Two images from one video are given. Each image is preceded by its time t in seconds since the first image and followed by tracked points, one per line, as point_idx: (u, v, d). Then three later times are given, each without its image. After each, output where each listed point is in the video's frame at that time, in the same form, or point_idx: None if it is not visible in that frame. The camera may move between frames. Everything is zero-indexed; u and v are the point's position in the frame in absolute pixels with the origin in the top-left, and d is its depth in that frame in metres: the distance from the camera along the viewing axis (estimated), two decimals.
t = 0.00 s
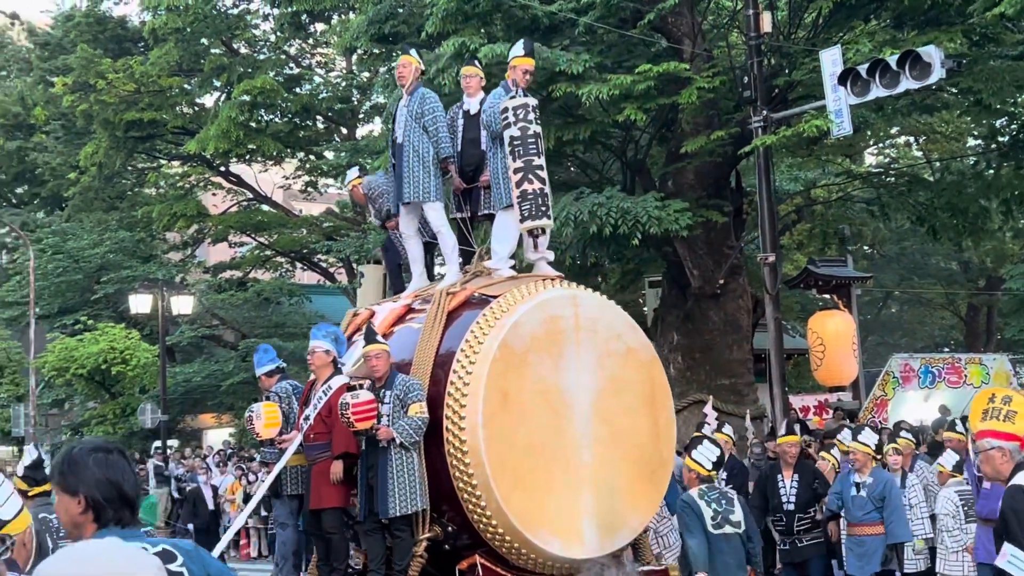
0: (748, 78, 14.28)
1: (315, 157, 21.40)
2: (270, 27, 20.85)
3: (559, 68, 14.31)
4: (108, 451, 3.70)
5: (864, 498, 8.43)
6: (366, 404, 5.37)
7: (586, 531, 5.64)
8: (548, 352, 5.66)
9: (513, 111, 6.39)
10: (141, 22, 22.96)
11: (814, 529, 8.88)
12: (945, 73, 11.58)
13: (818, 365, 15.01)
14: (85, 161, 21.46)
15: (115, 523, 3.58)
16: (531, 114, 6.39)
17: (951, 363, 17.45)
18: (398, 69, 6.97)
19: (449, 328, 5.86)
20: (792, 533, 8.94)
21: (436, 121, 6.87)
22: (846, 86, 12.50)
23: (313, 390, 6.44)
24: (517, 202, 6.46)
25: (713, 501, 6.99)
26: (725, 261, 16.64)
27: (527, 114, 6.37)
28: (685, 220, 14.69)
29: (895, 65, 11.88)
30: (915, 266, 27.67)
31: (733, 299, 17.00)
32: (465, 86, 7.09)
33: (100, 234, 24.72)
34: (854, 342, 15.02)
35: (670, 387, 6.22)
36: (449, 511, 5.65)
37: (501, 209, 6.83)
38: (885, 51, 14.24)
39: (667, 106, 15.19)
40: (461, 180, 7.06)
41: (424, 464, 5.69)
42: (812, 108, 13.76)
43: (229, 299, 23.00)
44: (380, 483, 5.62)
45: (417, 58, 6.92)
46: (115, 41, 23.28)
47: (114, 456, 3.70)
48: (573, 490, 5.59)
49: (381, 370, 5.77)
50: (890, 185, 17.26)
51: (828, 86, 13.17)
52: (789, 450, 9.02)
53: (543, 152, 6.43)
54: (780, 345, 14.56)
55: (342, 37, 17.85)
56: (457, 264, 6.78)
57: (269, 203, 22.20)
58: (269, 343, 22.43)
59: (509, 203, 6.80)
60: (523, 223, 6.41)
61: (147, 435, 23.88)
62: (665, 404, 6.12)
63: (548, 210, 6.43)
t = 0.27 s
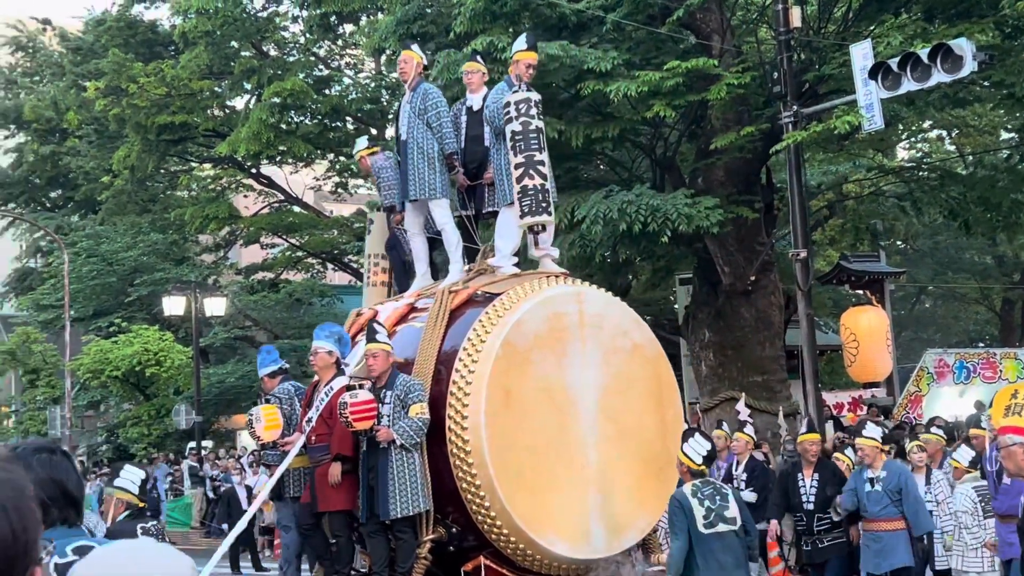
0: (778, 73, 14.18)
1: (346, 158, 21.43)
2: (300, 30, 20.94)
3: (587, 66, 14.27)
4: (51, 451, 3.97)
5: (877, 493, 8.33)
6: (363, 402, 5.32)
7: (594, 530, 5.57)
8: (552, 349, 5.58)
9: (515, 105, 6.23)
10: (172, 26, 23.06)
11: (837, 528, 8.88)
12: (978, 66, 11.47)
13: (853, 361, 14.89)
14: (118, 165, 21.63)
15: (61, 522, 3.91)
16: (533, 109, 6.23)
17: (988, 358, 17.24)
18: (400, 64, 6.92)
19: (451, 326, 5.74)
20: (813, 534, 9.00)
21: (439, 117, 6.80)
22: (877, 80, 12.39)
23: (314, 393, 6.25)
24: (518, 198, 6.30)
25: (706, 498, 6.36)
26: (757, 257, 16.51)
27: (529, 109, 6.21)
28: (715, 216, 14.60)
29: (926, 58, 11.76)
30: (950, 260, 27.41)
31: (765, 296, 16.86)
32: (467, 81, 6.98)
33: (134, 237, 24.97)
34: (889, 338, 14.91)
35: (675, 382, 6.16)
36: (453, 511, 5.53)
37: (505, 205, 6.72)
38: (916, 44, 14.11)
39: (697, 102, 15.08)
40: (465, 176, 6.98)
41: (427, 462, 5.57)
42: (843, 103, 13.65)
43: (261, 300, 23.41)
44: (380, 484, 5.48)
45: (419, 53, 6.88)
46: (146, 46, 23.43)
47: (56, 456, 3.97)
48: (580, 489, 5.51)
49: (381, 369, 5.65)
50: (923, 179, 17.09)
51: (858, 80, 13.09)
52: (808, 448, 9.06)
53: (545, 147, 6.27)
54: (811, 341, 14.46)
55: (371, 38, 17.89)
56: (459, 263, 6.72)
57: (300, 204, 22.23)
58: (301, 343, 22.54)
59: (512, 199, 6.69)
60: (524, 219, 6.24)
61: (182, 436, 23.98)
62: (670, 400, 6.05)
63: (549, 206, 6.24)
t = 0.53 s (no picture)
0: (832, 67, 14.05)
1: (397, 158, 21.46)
2: (351, 31, 20.99)
3: (637, 61, 14.23)
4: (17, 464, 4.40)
5: (921, 493, 8.26)
6: (387, 400, 5.42)
7: (623, 528, 5.80)
8: (578, 348, 5.82)
9: (538, 100, 6.36)
10: (224, 30, 23.17)
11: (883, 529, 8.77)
12: None
13: (910, 356, 14.70)
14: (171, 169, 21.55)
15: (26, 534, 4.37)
16: (555, 103, 6.35)
17: None
18: (423, 59, 7.00)
19: (476, 325, 5.94)
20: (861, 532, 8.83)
21: (463, 112, 6.86)
22: (933, 71, 12.20)
23: (337, 393, 6.32)
24: (543, 193, 6.40)
25: (728, 507, 6.21)
26: (812, 252, 16.33)
27: (551, 102, 6.34)
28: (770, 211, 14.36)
29: (983, 48, 11.58)
30: (1009, 253, 26.97)
31: (821, 292, 16.64)
32: (492, 76, 6.97)
33: (191, 239, 25.18)
34: (946, 332, 14.67)
35: (705, 380, 6.35)
36: (480, 514, 5.76)
37: (528, 200, 6.72)
38: (972, 33, 13.90)
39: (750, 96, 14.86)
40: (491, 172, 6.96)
41: (452, 463, 5.75)
42: (898, 95, 13.48)
43: (316, 301, 23.41)
44: (404, 485, 5.69)
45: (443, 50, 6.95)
46: (199, 49, 23.59)
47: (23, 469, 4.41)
48: (608, 487, 5.75)
49: (404, 368, 5.76)
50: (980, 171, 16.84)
51: (913, 72, 12.67)
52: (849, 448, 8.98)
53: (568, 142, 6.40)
54: (868, 336, 14.30)
55: (421, 38, 17.90)
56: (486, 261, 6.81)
57: (352, 205, 22.21)
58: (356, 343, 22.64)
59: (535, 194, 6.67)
60: (549, 214, 6.35)
61: (239, 436, 24.13)
62: (698, 398, 6.25)
63: (572, 201, 6.39)
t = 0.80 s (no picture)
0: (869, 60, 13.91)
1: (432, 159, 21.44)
2: (385, 32, 21.02)
3: (672, 58, 13.95)
4: None
5: (944, 492, 8.04)
6: (393, 406, 5.32)
7: (633, 533, 5.55)
8: (588, 346, 5.56)
9: (545, 96, 6.10)
10: (259, 34, 23.24)
11: (904, 526, 8.44)
12: None
13: (951, 351, 14.53)
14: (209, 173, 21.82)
15: None
16: (562, 99, 6.10)
17: None
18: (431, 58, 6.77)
19: (485, 324, 5.67)
20: (884, 530, 8.55)
21: (471, 110, 6.67)
22: (971, 64, 12.06)
23: (346, 396, 6.17)
24: (550, 191, 6.17)
25: (731, 503, 5.35)
26: (850, 247, 16.13)
27: (558, 98, 6.09)
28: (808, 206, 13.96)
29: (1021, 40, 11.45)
30: None
31: (858, 287, 16.46)
32: (502, 73, 6.93)
33: (228, 241, 25.20)
34: (988, 326, 14.49)
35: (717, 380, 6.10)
36: (490, 517, 5.48)
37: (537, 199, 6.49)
38: (1011, 24, 13.71)
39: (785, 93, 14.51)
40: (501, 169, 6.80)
41: (461, 465, 5.50)
42: (936, 87, 13.32)
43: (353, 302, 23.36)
44: (412, 489, 5.43)
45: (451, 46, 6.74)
46: (234, 54, 23.73)
47: None
48: (620, 490, 5.49)
49: (413, 370, 5.55)
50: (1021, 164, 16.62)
51: (951, 64, 12.66)
52: (873, 444, 8.80)
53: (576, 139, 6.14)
54: (909, 331, 14.14)
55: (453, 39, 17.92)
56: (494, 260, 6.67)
57: (388, 206, 22.16)
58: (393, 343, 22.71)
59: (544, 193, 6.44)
60: (555, 213, 6.11)
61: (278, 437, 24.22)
62: (711, 398, 6.00)
63: (580, 198, 6.11)
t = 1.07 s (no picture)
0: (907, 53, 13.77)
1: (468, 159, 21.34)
2: (421, 32, 20.90)
3: (708, 54, 13.43)
4: None
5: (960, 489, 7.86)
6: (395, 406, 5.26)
7: (644, 534, 5.43)
8: (594, 345, 5.45)
9: (552, 93, 6.04)
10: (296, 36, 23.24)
11: (917, 524, 8.36)
12: None
13: (994, 343, 14.38)
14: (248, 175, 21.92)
15: None
16: (570, 96, 6.02)
17: None
18: (436, 56, 6.65)
19: (491, 325, 5.57)
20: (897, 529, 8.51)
21: (476, 106, 6.52)
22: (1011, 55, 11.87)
23: (354, 398, 6.10)
24: (558, 189, 6.11)
25: (718, 507, 4.89)
26: (890, 241, 15.92)
27: (565, 96, 6.02)
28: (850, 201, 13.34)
29: None
30: None
31: (901, 281, 16.16)
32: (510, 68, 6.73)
33: (267, 242, 25.21)
34: None
35: (730, 375, 5.96)
36: (497, 518, 5.40)
37: (545, 196, 6.41)
38: None
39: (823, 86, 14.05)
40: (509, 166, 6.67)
41: (468, 468, 5.43)
42: (976, 79, 13.14)
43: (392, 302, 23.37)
44: (416, 491, 5.39)
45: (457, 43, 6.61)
46: (272, 56, 23.74)
47: None
48: (629, 491, 5.38)
49: (418, 371, 5.49)
50: None
51: (992, 54, 12.43)
52: (889, 440, 8.82)
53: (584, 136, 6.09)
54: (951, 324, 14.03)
55: (488, 37, 17.82)
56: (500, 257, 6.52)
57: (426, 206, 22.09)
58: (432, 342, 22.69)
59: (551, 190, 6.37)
60: (564, 211, 6.06)
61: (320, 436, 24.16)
62: (723, 395, 5.86)
63: (588, 196, 6.06)
